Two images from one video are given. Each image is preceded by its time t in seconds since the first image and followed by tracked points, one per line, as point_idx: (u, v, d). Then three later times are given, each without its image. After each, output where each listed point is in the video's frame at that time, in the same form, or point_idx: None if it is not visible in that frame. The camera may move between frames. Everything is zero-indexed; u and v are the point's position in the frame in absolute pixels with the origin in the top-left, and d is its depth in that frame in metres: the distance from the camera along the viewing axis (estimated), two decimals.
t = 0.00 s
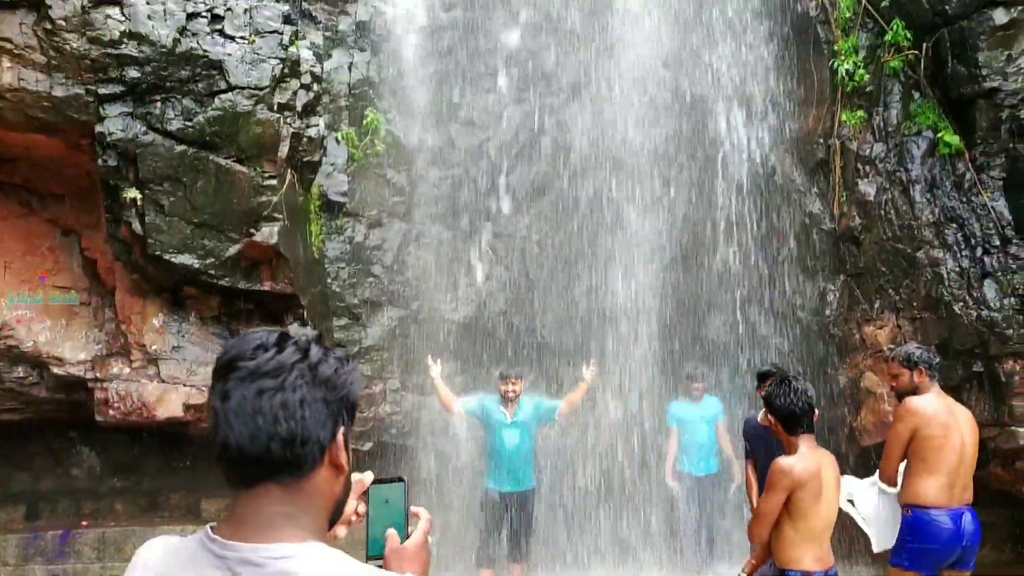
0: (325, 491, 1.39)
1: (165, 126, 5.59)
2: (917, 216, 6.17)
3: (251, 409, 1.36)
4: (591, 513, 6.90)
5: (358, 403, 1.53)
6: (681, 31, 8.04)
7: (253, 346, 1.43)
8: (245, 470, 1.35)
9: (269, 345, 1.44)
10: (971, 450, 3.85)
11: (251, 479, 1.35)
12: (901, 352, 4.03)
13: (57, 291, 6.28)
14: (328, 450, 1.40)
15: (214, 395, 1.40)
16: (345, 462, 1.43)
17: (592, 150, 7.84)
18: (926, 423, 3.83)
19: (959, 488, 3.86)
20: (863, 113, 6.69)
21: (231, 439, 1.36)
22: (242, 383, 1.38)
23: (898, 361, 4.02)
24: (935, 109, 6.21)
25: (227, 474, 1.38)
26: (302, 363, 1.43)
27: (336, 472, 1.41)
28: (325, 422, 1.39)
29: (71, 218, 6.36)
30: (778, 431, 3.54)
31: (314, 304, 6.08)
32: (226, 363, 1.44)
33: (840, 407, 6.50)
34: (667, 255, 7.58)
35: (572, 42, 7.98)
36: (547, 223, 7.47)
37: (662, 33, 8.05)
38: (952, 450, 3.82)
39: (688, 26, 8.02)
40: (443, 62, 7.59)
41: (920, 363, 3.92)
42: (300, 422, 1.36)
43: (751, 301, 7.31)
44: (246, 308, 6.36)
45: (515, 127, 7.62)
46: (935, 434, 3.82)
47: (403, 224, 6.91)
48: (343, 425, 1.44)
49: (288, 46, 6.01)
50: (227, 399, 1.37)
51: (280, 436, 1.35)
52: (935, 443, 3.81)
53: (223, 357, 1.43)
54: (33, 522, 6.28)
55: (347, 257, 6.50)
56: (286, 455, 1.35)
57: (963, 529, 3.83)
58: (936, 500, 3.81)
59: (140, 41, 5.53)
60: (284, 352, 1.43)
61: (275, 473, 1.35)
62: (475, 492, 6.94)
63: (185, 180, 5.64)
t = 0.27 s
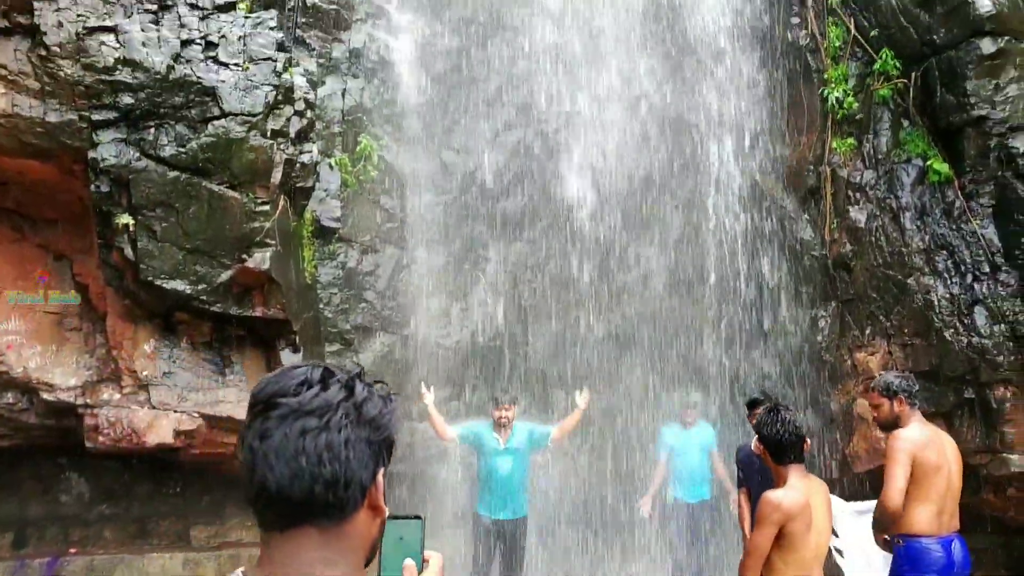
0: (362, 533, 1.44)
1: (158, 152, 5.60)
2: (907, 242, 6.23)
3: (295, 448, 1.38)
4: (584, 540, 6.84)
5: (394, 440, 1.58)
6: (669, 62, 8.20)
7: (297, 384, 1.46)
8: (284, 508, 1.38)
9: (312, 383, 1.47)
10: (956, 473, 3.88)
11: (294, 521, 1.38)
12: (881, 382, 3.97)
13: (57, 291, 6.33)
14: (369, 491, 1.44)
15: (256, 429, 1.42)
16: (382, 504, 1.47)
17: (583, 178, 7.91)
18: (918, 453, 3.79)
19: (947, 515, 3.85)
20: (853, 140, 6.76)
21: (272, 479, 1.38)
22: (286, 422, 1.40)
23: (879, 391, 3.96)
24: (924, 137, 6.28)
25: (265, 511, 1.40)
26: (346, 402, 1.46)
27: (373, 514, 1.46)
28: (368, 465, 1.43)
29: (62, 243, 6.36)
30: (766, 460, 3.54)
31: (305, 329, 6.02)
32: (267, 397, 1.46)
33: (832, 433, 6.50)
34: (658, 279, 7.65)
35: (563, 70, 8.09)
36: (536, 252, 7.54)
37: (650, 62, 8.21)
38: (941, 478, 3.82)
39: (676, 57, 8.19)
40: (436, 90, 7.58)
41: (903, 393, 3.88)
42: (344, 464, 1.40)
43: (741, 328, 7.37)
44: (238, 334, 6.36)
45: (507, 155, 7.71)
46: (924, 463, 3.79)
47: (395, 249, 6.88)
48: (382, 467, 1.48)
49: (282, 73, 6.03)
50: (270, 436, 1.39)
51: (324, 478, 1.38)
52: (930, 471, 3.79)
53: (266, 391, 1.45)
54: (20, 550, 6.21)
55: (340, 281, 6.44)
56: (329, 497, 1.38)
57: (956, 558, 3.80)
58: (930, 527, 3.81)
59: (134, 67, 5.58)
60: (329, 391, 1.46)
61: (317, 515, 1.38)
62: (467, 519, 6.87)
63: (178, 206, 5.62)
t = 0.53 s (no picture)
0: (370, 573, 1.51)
1: (150, 178, 5.59)
2: (896, 269, 6.29)
3: (305, 491, 1.44)
4: (578, 568, 6.77)
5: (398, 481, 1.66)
6: (664, 84, 8.16)
7: (306, 427, 1.53)
8: (295, 555, 1.42)
9: (322, 425, 1.55)
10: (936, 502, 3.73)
11: (304, 567, 1.43)
12: (855, 411, 3.79)
13: (55, 290, 6.33)
14: (378, 534, 1.50)
15: (267, 473, 1.48)
16: (388, 545, 1.55)
17: (579, 204, 7.86)
18: (899, 481, 3.61)
19: (930, 548, 3.64)
20: (842, 167, 6.77)
21: (282, 524, 1.43)
22: (297, 467, 1.46)
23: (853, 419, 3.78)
24: (913, 165, 6.38)
25: (275, 559, 1.45)
26: (357, 444, 1.53)
27: (381, 556, 1.54)
28: (378, 508, 1.50)
29: (52, 269, 6.37)
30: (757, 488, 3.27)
31: (295, 355, 5.89)
32: (278, 440, 1.52)
33: (824, 459, 6.49)
34: (653, 306, 7.53)
35: (555, 94, 8.15)
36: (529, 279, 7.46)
37: (645, 85, 8.18)
38: (926, 505, 3.62)
39: (671, 81, 8.16)
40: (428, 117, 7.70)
41: (880, 418, 3.71)
42: (354, 508, 1.46)
43: (735, 355, 7.27)
44: (228, 360, 6.30)
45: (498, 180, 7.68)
46: (906, 493, 3.60)
47: (387, 275, 6.90)
48: (389, 509, 1.56)
49: (274, 100, 6.05)
50: (283, 480, 1.45)
51: (335, 523, 1.43)
52: (912, 500, 3.60)
53: (277, 435, 1.52)
54: None
55: (330, 307, 6.39)
56: (340, 541, 1.44)
57: None
58: (917, 560, 3.59)
59: (127, 93, 5.60)
60: (340, 434, 1.53)
61: (328, 561, 1.43)
62: (459, 547, 6.78)
63: (169, 232, 5.59)
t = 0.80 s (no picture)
0: None
1: (142, 205, 5.57)
2: (887, 296, 6.31)
3: (296, 538, 1.49)
4: None
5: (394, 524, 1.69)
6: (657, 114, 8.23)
7: (296, 471, 1.58)
8: None
9: (313, 468, 1.60)
10: (914, 533, 3.56)
11: None
12: (831, 441, 3.60)
13: (57, 291, 6.28)
14: None
15: (257, 520, 1.52)
16: None
17: (572, 231, 7.90)
18: (875, 511, 3.45)
19: None
20: (833, 195, 6.83)
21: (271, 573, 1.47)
22: (288, 514, 1.51)
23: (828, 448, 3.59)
24: (902, 193, 6.42)
25: None
26: (349, 488, 1.58)
27: None
28: (371, 554, 1.53)
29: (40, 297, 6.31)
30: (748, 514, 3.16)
31: (287, 382, 5.82)
32: (268, 485, 1.57)
33: (817, 486, 6.48)
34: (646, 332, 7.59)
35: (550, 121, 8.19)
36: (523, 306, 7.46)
37: (638, 112, 8.28)
38: (902, 538, 3.45)
39: (664, 107, 8.22)
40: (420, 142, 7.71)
41: (856, 448, 3.52)
42: (346, 554, 1.50)
43: (728, 381, 7.28)
44: (220, 387, 6.27)
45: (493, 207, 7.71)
46: (884, 526, 3.43)
47: (380, 301, 6.89)
48: (383, 552, 1.60)
49: (268, 127, 6.08)
50: (272, 526, 1.50)
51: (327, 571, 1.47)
52: (890, 532, 3.43)
53: (267, 480, 1.57)
54: None
55: (323, 333, 6.33)
56: None
57: None
58: None
59: (121, 120, 5.60)
60: (331, 477, 1.58)
61: None
62: None
63: (162, 259, 5.55)
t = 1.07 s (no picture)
0: None
1: (137, 234, 5.54)
2: (880, 326, 6.32)
3: None
4: None
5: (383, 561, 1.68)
6: (651, 143, 8.27)
7: (277, 512, 1.59)
8: None
9: (295, 509, 1.60)
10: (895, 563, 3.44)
11: None
12: (807, 470, 3.52)
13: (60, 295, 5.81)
14: None
15: (238, 563, 1.53)
16: None
17: (567, 259, 7.85)
18: (856, 542, 3.34)
19: None
20: (826, 225, 6.87)
21: None
22: (269, 556, 1.53)
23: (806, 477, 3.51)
24: (894, 223, 6.45)
25: None
26: (331, 529, 1.58)
27: None
28: None
29: (34, 325, 6.24)
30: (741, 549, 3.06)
31: (281, 411, 5.81)
32: (251, 525, 1.58)
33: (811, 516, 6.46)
34: (642, 361, 7.56)
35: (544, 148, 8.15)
36: (518, 336, 7.40)
37: (630, 142, 8.31)
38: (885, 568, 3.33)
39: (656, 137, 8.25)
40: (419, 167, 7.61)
41: (832, 477, 3.44)
42: None
43: (723, 411, 7.26)
44: (212, 417, 6.25)
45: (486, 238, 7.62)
46: (867, 556, 3.31)
47: (374, 330, 6.83)
48: None
49: (263, 157, 6.10)
50: (253, 569, 1.51)
51: None
52: (872, 562, 3.31)
53: (249, 520, 1.58)
54: None
55: (316, 362, 6.30)
56: None
57: None
58: None
59: (116, 150, 5.59)
60: (314, 519, 1.59)
61: None
62: None
63: (155, 288, 5.51)
